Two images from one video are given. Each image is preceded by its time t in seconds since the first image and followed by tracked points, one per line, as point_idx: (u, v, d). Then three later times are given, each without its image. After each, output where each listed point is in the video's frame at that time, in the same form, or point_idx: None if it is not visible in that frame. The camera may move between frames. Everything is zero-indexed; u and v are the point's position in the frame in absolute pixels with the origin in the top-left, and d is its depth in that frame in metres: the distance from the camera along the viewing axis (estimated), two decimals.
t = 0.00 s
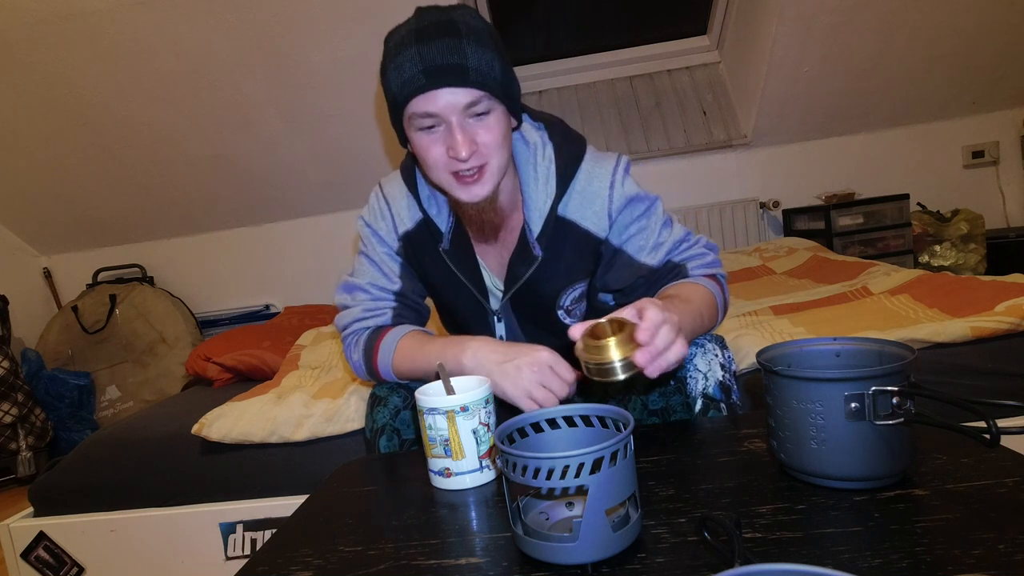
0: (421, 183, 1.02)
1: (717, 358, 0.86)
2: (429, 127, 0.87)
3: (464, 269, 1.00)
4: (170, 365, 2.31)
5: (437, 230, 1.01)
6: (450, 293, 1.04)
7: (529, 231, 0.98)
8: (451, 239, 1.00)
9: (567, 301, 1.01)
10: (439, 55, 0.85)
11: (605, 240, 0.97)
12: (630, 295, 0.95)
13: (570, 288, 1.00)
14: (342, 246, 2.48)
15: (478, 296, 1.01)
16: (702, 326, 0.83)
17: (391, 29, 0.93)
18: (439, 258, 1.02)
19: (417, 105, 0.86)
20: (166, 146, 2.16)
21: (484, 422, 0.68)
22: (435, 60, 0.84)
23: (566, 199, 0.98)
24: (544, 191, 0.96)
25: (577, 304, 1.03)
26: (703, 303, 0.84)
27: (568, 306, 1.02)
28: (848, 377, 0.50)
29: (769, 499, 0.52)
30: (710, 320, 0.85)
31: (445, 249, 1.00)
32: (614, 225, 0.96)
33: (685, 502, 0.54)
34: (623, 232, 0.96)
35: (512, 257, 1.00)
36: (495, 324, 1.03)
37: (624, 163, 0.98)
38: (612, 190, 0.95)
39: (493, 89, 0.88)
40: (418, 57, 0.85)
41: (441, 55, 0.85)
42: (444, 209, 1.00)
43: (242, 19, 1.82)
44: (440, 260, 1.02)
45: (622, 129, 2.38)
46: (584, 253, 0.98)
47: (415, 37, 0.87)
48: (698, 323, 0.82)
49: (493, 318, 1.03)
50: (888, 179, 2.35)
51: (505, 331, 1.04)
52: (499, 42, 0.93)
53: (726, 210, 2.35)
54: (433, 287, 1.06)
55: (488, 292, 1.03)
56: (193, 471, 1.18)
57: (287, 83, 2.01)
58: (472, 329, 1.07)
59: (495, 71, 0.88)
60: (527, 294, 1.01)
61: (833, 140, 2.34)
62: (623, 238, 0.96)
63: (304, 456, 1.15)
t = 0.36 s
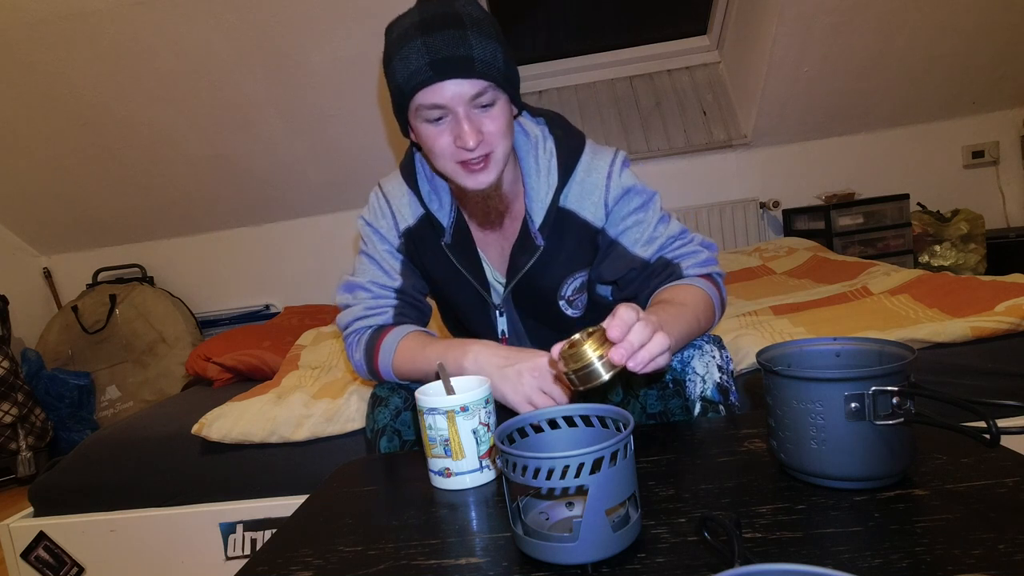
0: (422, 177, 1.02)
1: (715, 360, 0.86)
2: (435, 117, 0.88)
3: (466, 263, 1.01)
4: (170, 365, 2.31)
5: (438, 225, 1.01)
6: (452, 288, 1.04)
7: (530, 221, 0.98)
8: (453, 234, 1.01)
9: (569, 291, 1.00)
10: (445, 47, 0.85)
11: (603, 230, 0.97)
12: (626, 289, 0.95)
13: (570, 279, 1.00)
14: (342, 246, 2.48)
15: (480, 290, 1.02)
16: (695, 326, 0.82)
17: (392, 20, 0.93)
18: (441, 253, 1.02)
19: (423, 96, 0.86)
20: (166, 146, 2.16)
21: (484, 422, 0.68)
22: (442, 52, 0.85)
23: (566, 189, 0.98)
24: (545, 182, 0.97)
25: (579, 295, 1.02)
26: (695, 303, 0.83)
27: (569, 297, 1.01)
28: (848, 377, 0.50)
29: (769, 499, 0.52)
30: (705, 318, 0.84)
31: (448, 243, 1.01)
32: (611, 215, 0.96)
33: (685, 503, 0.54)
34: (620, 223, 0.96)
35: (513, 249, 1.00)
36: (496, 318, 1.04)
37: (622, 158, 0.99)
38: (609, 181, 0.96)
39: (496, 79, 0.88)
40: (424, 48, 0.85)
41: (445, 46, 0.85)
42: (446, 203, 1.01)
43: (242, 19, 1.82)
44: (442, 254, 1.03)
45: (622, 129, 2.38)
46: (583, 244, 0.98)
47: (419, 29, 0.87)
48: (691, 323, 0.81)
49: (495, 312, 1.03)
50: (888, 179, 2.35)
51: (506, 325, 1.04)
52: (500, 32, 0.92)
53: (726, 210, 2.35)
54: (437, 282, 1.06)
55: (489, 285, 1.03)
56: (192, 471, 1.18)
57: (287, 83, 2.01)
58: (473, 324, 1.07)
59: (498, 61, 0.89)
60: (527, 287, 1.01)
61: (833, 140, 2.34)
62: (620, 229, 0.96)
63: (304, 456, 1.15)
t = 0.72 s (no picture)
0: (423, 176, 1.02)
1: (716, 359, 0.86)
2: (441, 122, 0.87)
3: (466, 262, 1.01)
4: (170, 365, 2.31)
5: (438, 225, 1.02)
6: (452, 287, 1.04)
7: (530, 219, 0.98)
8: (453, 234, 1.01)
9: (568, 288, 1.00)
10: (447, 50, 0.85)
11: (600, 226, 0.97)
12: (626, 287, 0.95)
13: (569, 275, 1.00)
14: (342, 246, 2.48)
15: (481, 290, 1.02)
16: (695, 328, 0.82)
17: (390, 26, 0.93)
18: (441, 253, 1.03)
19: (428, 102, 0.86)
20: (166, 146, 2.16)
21: (484, 422, 0.68)
22: (444, 55, 0.85)
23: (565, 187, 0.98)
24: (544, 180, 0.97)
25: (579, 291, 1.02)
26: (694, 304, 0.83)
27: (569, 293, 1.01)
28: (848, 378, 0.50)
29: (769, 499, 0.52)
30: (705, 318, 0.84)
31: (448, 243, 1.01)
32: (609, 211, 0.96)
33: (685, 503, 0.54)
34: (617, 219, 0.96)
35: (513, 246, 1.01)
36: (497, 318, 1.04)
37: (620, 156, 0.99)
38: (607, 178, 0.96)
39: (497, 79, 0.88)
40: (425, 53, 0.85)
41: (446, 50, 0.85)
42: (446, 203, 1.01)
43: (242, 19, 1.82)
44: (442, 254, 1.03)
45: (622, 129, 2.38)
46: (581, 241, 0.99)
47: (419, 35, 0.87)
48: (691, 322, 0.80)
49: (495, 311, 1.03)
50: (888, 179, 2.35)
51: (507, 325, 1.05)
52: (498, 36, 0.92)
53: (726, 210, 2.35)
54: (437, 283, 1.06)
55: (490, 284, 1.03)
56: (192, 472, 1.18)
57: (287, 83, 2.01)
58: (473, 324, 1.07)
59: (498, 61, 0.89)
60: (527, 286, 1.01)
61: (833, 140, 2.34)
62: (618, 226, 0.96)
63: (304, 456, 1.15)
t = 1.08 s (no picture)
0: (423, 176, 1.02)
1: (716, 359, 0.86)
2: (435, 114, 0.89)
3: (466, 263, 1.01)
4: (170, 365, 2.31)
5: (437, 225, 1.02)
6: (451, 287, 1.04)
7: (529, 218, 0.98)
8: (453, 234, 1.00)
9: (568, 287, 1.00)
10: (442, 41, 0.85)
11: (600, 225, 0.98)
12: (626, 286, 0.95)
13: (569, 273, 1.00)
14: (342, 245, 2.48)
15: (481, 290, 1.01)
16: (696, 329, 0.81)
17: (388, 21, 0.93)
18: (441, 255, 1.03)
19: (422, 93, 0.87)
20: (166, 146, 2.16)
21: (484, 422, 0.68)
22: (438, 46, 0.85)
23: (564, 186, 0.98)
24: (543, 178, 0.97)
25: (579, 290, 1.02)
26: (694, 306, 0.82)
27: (569, 292, 1.01)
28: (848, 377, 0.50)
29: (769, 499, 0.52)
30: (706, 317, 0.84)
31: (449, 245, 1.01)
32: (607, 210, 0.97)
33: (685, 502, 0.54)
34: (616, 218, 0.96)
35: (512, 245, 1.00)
36: (498, 318, 1.04)
37: (619, 154, 0.99)
38: (606, 175, 0.96)
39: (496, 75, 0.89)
40: (421, 46, 0.85)
41: (442, 42, 0.85)
42: (446, 204, 1.01)
43: (242, 19, 1.82)
44: (443, 256, 1.03)
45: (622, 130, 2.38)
46: (580, 240, 0.99)
47: (417, 27, 0.87)
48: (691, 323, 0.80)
49: (495, 312, 1.03)
50: (888, 179, 2.35)
51: (507, 325, 1.05)
52: (498, 36, 0.92)
53: (726, 210, 2.35)
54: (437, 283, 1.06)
55: (490, 284, 1.03)
56: (193, 471, 1.18)
57: (287, 83, 2.01)
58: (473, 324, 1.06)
59: (494, 56, 0.89)
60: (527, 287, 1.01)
61: (833, 140, 2.34)
62: (616, 225, 0.96)
63: (304, 455, 1.15)
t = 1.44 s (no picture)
0: (427, 173, 1.03)
1: (716, 357, 0.86)
2: (450, 115, 0.87)
3: (467, 259, 1.01)
4: (170, 365, 2.31)
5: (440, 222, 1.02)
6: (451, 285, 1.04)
7: (532, 217, 0.98)
8: (456, 232, 1.01)
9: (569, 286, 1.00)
10: (459, 41, 0.85)
11: (602, 225, 0.98)
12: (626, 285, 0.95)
13: (571, 273, 1.00)
14: (342, 245, 2.48)
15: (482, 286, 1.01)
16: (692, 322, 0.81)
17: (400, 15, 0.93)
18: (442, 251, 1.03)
19: (438, 93, 0.86)
20: (166, 146, 2.16)
21: (484, 422, 0.68)
22: (456, 47, 0.85)
23: (568, 185, 0.98)
24: (548, 178, 0.97)
25: (579, 290, 1.02)
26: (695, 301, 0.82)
27: (570, 292, 1.01)
28: (848, 377, 0.50)
29: (769, 499, 0.52)
30: (704, 316, 0.84)
31: (450, 240, 1.01)
32: (611, 210, 0.97)
33: (685, 502, 0.54)
34: (619, 218, 0.96)
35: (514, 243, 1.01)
36: (498, 316, 1.04)
37: (620, 155, 0.99)
38: (608, 176, 0.97)
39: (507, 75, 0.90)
40: (437, 44, 0.85)
41: (459, 41, 0.85)
42: (448, 201, 1.02)
43: (242, 19, 1.82)
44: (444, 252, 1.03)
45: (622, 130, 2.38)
46: (583, 240, 0.99)
47: (432, 24, 0.87)
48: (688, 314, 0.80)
49: (496, 308, 1.03)
50: (888, 179, 2.35)
51: (507, 322, 1.04)
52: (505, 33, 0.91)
53: (726, 210, 2.35)
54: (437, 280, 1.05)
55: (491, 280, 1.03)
56: (192, 471, 1.18)
57: (287, 83, 2.01)
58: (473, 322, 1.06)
59: (506, 57, 0.90)
60: (528, 285, 1.01)
61: (833, 140, 2.34)
62: (620, 225, 0.96)
63: (304, 455, 1.15)
